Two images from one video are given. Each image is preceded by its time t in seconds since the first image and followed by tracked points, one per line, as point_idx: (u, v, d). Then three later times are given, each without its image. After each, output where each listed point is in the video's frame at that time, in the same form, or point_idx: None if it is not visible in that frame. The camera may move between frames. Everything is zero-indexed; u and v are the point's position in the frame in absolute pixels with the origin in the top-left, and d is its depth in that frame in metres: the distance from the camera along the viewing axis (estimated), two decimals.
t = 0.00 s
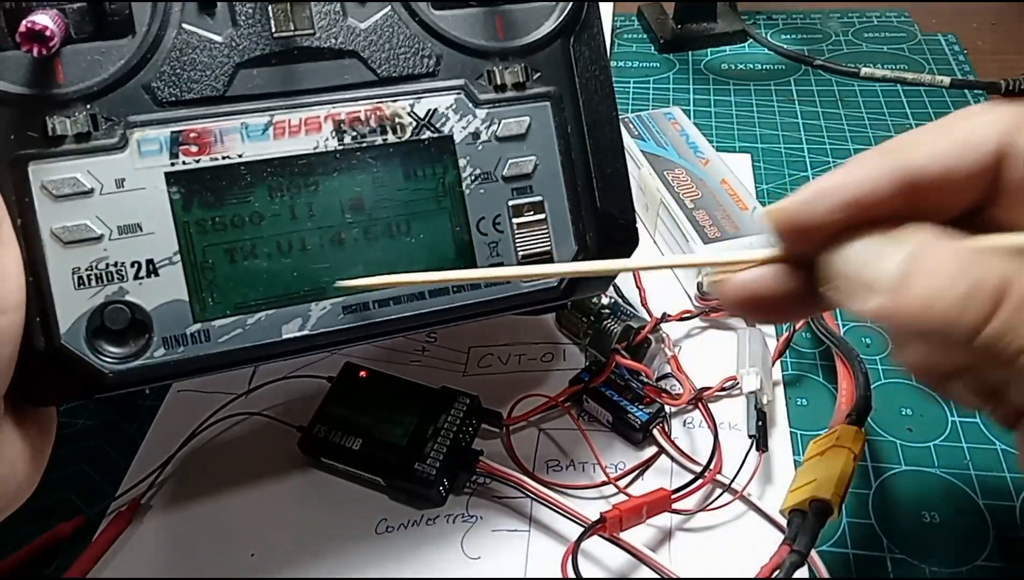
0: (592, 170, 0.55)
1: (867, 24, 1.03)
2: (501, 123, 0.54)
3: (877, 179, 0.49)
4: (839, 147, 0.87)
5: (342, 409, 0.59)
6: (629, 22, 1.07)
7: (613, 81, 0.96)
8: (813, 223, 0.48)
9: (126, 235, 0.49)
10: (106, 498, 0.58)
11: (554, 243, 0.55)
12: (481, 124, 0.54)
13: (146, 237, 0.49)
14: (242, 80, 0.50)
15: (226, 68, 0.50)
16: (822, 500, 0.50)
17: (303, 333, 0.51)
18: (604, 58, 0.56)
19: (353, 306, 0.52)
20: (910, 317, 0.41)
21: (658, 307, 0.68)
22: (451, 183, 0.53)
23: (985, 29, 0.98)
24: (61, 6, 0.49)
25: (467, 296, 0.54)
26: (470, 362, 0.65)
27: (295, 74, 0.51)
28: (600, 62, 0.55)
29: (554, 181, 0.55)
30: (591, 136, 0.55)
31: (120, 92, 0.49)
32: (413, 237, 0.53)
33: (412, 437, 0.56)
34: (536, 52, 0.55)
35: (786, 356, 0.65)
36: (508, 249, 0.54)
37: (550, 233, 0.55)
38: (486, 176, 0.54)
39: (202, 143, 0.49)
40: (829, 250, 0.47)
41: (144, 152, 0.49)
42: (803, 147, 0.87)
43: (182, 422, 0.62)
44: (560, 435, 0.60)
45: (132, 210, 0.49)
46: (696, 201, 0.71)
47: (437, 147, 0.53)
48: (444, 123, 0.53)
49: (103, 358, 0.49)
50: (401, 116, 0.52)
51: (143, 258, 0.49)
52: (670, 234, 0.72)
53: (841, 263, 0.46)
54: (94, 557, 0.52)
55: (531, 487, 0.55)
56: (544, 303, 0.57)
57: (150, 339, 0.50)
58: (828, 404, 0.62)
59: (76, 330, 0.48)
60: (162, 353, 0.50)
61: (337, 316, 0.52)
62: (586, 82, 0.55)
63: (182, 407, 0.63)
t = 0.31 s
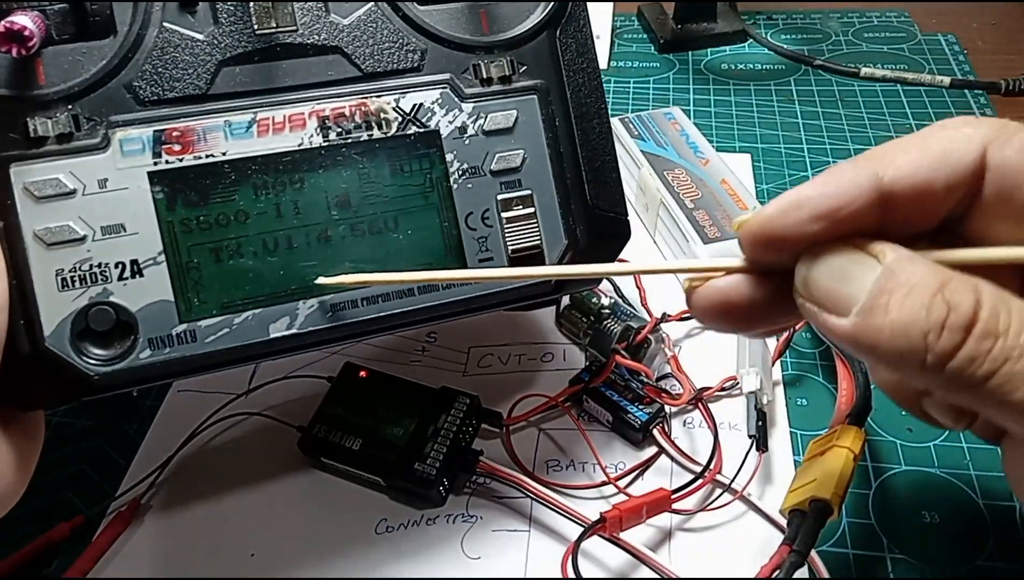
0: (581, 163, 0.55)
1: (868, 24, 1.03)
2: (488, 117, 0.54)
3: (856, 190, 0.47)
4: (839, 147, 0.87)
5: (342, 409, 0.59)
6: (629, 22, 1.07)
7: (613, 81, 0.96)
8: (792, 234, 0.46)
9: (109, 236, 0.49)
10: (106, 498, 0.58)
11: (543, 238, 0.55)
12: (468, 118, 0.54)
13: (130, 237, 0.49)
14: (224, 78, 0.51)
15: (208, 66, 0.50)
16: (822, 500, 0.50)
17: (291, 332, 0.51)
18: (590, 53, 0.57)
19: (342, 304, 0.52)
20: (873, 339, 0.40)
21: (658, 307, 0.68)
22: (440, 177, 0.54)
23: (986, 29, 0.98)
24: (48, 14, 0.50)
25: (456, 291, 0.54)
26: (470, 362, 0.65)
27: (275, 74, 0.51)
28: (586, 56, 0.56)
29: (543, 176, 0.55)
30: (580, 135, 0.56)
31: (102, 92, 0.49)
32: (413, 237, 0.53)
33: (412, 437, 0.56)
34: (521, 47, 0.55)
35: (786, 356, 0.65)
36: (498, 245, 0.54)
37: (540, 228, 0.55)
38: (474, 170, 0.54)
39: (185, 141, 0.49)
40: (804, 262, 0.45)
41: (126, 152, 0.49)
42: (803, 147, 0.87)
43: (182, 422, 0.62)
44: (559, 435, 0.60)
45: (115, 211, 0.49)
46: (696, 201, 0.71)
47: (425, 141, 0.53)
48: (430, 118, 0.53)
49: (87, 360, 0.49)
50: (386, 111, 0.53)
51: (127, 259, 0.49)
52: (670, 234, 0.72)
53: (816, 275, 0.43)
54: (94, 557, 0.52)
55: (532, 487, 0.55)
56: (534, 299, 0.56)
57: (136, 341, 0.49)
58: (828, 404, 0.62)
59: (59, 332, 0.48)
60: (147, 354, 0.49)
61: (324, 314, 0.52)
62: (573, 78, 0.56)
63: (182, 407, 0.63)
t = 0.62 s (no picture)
0: (570, 170, 0.56)
1: (867, 24, 1.03)
2: (476, 122, 0.54)
3: (832, 208, 0.49)
4: (839, 147, 0.87)
5: (343, 409, 0.59)
6: (629, 22, 1.06)
7: (613, 81, 0.96)
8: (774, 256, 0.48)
9: (92, 243, 0.49)
10: (106, 498, 0.58)
11: (532, 245, 0.55)
12: (455, 123, 0.54)
13: (113, 245, 0.49)
14: (210, 83, 0.51)
15: (193, 71, 0.50)
16: (822, 500, 0.50)
17: (276, 340, 0.52)
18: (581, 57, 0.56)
19: (328, 311, 0.52)
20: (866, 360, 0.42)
21: (658, 307, 0.68)
22: (427, 184, 0.54)
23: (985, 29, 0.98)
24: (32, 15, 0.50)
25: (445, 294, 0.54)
26: (470, 362, 0.65)
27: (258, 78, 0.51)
28: (577, 61, 0.56)
29: (530, 179, 0.55)
30: (569, 139, 0.56)
31: (85, 98, 0.49)
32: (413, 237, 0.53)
33: (412, 437, 0.56)
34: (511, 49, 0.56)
35: (786, 356, 0.65)
36: (486, 253, 0.54)
37: (529, 235, 0.55)
38: (462, 177, 0.54)
39: (170, 147, 0.49)
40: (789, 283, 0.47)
41: (109, 158, 0.49)
42: (803, 147, 0.87)
43: (182, 422, 0.62)
44: (559, 435, 0.60)
45: (98, 217, 0.49)
46: (696, 201, 0.71)
47: (412, 148, 0.53)
48: (417, 123, 0.53)
49: (69, 368, 0.49)
50: (374, 117, 0.53)
51: (109, 266, 0.49)
52: (670, 234, 0.72)
53: (796, 297, 0.46)
54: (94, 557, 0.52)
55: (531, 487, 0.55)
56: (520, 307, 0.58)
57: (119, 349, 0.49)
58: (828, 404, 0.62)
59: (42, 340, 0.48)
60: (131, 362, 0.50)
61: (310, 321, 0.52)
62: (562, 83, 0.56)
63: (182, 406, 0.63)
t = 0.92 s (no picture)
0: (555, 147, 0.55)
1: (868, 25, 1.03)
2: (458, 102, 0.54)
3: None
4: (839, 147, 0.87)
5: (342, 409, 0.59)
6: (629, 22, 1.06)
7: (613, 81, 0.96)
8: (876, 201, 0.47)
9: (75, 230, 0.49)
10: (105, 498, 0.58)
11: (520, 225, 0.55)
12: (438, 103, 0.54)
13: (97, 231, 0.49)
14: (189, 68, 0.51)
15: (172, 57, 0.50)
16: (822, 500, 0.50)
17: (263, 323, 0.52)
18: (565, 37, 0.56)
19: (315, 293, 0.53)
20: None
21: (658, 306, 0.68)
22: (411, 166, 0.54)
23: (986, 29, 0.98)
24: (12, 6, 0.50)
25: (434, 277, 0.54)
26: (469, 362, 0.65)
27: (234, 61, 0.51)
28: (560, 39, 0.56)
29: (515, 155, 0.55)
30: (554, 119, 0.55)
31: (66, 87, 0.49)
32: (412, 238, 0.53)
33: (412, 437, 0.56)
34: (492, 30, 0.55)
35: (786, 355, 0.65)
36: (473, 233, 0.55)
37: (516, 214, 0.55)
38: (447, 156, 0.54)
39: (150, 133, 0.50)
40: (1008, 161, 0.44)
41: (91, 144, 0.49)
42: (803, 147, 0.87)
43: (182, 422, 0.62)
44: (559, 435, 0.60)
45: (81, 204, 0.49)
46: (696, 201, 0.71)
47: (394, 128, 0.53)
48: (399, 104, 0.53)
49: (54, 354, 0.49)
50: (354, 98, 0.53)
51: (93, 253, 0.49)
52: (670, 234, 0.72)
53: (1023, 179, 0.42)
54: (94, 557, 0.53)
55: (531, 487, 0.55)
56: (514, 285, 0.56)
57: (105, 336, 0.50)
58: (828, 404, 0.62)
59: (26, 327, 0.48)
60: (116, 348, 0.50)
61: (297, 304, 0.52)
62: (545, 60, 0.55)
63: (182, 407, 0.63)
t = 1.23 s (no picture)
0: (569, 166, 0.55)
1: (868, 24, 1.03)
2: (473, 120, 0.54)
3: (913, 164, 0.47)
4: (838, 147, 0.87)
5: (342, 409, 0.59)
6: (629, 22, 1.06)
7: (613, 81, 0.96)
8: (861, 213, 0.46)
9: (96, 244, 0.49)
10: (106, 498, 0.58)
11: (531, 242, 0.54)
12: (452, 121, 0.54)
13: (117, 245, 0.49)
14: (208, 85, 0.51)
15: (192, 74, 0.50)
16: (822, 500, 0.50)
17: (277, 338, 0.51)
18: (578, 57, 0.56)
19: (329, 308, 0.52)
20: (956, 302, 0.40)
21: (658, 307, 0.68)
22: (425, 181, 0.54)
23: (986, 29, 0.98)
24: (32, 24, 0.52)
25: (447, 295, 0.54)
26: (470, 362, 0.65)
27: (255, 79, 0.52)
28: (573, 58, 0.56)
29: (528, 175, 0.55)
30: (568, 138, 0.55)
31: (88, 102, 0.49)
32: (412, 239, 0.53)
33: (412, 437, 0.56)
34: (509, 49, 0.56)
35: (785, 356, 0.65)
36: (486, 249, 0.54)
37: (528, 232, 0.54)
38: (460, 173, 0.54)
39: (170, 149, 0.50)
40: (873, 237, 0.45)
41: (113, 161, 0.49)
42: (803, 147, 0.87)
43: (182, 422, 0.62)
44: (559, 435, 0.60)
45: (102, 219, 0.49)
46: (696, 201, 0.71)
47: (410, 146, 0.53)
48: (415, 122, 0.53)
49: (74, 367, 0.49)
50: (371, 116, 0.53)
51: (114, 267, 0.49)
52: (670, 235, 0.71)
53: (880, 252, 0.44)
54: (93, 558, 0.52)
55: (532, 487, 0.55)
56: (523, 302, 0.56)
57: (124, 348, 0.49)
58: (828, 404, 0.62)
59: (48, 341, 0.48)
60: (135, 361, 0.49)
61: (312, 319, 0.52)
62: (560, 81, 0.56)
63: (182, 407, 0.63)
